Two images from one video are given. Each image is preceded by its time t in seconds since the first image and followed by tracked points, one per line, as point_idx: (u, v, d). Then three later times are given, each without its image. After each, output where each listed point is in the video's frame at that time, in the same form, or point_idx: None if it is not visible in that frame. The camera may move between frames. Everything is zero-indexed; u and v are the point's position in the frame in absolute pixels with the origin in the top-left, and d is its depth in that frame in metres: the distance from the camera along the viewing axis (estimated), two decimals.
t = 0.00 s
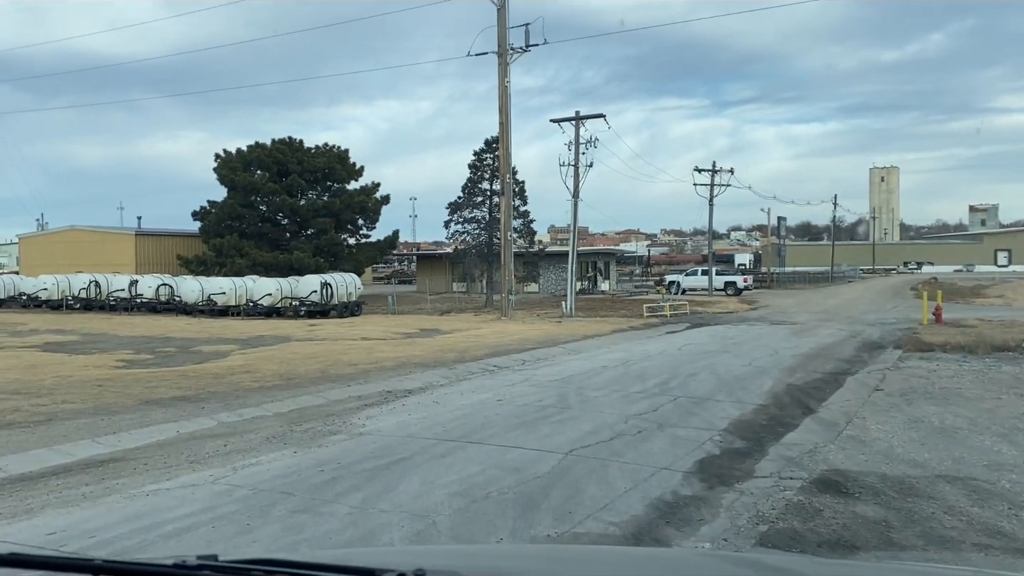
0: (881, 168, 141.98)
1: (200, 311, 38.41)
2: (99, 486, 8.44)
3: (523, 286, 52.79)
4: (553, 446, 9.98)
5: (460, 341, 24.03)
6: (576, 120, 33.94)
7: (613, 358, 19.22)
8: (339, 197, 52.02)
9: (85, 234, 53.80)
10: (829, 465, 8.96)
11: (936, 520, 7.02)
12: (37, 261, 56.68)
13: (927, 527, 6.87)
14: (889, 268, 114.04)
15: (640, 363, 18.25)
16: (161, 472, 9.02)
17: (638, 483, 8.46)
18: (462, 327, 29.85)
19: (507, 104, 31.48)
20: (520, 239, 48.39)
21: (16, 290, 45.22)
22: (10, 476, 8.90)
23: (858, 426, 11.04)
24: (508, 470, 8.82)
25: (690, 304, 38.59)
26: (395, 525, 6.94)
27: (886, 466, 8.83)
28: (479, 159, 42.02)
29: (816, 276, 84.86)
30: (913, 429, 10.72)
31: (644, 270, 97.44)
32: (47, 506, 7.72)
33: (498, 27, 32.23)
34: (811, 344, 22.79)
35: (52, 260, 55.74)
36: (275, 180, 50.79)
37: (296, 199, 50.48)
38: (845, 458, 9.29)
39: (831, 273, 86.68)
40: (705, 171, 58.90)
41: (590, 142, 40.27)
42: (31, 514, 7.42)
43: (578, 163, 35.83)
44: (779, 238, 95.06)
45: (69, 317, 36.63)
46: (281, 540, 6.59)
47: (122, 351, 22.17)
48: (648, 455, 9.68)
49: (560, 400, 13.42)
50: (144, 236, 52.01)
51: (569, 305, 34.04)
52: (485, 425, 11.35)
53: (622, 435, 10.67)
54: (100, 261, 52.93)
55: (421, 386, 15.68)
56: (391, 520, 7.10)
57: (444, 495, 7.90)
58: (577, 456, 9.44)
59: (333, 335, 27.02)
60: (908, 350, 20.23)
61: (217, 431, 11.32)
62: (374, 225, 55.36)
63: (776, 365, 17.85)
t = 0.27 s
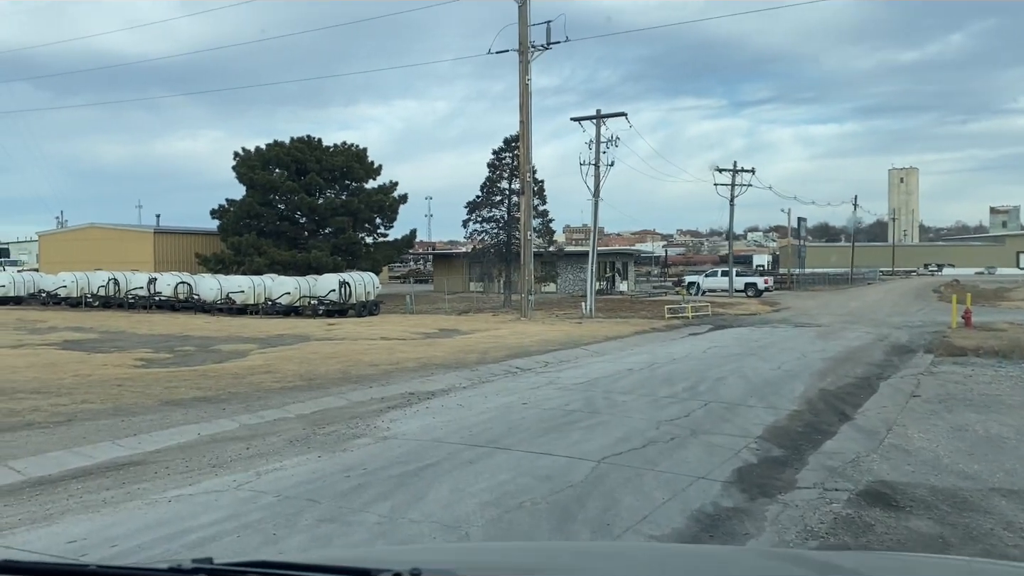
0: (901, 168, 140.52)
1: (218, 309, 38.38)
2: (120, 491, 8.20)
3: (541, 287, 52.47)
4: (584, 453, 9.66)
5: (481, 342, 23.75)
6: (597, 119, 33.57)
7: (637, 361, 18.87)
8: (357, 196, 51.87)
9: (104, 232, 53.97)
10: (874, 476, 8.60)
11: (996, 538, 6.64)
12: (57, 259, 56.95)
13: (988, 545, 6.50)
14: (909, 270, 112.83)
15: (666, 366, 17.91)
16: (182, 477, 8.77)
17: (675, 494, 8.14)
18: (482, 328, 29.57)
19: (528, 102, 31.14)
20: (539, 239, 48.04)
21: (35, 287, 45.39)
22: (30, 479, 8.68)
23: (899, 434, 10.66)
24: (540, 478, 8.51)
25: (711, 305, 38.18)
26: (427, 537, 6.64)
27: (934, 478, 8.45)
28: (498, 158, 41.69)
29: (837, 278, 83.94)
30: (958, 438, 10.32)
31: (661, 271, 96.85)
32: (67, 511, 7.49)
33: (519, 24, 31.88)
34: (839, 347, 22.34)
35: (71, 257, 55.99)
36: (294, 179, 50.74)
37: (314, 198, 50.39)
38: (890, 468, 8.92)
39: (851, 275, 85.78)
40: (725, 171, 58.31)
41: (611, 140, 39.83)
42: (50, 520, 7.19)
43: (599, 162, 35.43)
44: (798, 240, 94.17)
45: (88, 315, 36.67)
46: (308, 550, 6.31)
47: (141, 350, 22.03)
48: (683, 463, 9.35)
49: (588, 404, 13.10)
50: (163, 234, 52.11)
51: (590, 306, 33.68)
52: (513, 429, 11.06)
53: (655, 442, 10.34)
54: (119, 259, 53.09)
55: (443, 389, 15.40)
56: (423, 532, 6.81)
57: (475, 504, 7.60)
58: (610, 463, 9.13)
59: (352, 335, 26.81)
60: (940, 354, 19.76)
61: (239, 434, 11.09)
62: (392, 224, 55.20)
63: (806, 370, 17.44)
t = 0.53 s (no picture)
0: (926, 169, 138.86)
1: (240, 307, 38.42)
2: (146, 492, 8.00)
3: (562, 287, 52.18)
4: (620, 458, 9.37)
5: (505, 342, 23.50)
6: (622, 117, 33.18)
7: (665, 362, 18.55)
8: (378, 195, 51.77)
9: (127, 230, 54.25)
10: (925, 485, 8.25)
11: None
12: (81, 256, 57.34)
13: None
14: (934, 272, 111.45)
15: (695, 368, 17.57)
16: (209, 478, 8.57)
17: (718, 502, 7.83)
18: (505, 327, 29.34)
19: (553, 100, 30.82)
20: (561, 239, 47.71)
21: (59, 284, 45.67)
22: (55, 479, 8.52)
23: (945, 442, 10.28)
24: (576, 484, 8.23)
25: (737, 306, 38.19)
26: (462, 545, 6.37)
27: (988, 488, 8.08)
28: (520, 157, 41.39)
29: (861, 279, 82.89)
30: (1008, 446, 9.93)
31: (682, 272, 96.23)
32: (92, 513, 7.30)
33: (544, 22, 31.57)
34: (870, 350, 21.89)
35: (95, 254, 56.38)
36: (316, 177, 50.74)
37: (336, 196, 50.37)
38: (940, 477, 8.56)
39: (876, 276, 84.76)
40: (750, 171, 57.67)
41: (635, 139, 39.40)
42: (76, 522, 7.00)
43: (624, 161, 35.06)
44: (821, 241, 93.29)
45: (112, 312, 36.81)
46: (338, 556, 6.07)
47: (164, 347, 21.95)
48: (722, 470, 9.03)
49: (619, 406, 12.81)
50: (186, 232, 52.29)
51: (613, 306, 33.34)
52: (544, 432, 10.78)
53: (691, 447, 10.04)
54: (142, 256, 53.36)
55: (470, 389, 15.15)
56: (458, 539, 6.55)
57: (511, 510, 7.33)
58: (647, 469, 8.84)
59: (375, 334, 26.66)
60: (977, 358, 19.27)
61: (265, 434, 10.90)
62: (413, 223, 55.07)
63: (839, 373, 17.05)
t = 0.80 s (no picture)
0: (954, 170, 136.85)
1: (264, 304, 38.45)
2: (172, 494, 7.81)
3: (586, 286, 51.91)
4: (658, 464, 9.05)
5: (531, 342, 23.23)
6: (649, 114, 32.76)
7: (695, 364, 18.20)
8: (401, 193, 51.62)
9: (152, 228, 54.51)
10: (980, 497, 7.87)
11: None
12: (106, 253, 57.68)
13: None
14: (962, 273, 109.96)
15: (727, 370, 17.20)
16: (236, 480, 8.36)
17: (763, 512, 7.51)
18: (530, 327, 29.08)
19: (579, 97, 30.49)
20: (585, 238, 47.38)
21: (84, 281, 45.92)
22: (81, 479, 8.35)
23: (995, 450, 9.89)
24: (613, 491, 7.94)
25: (764, 306, 37.84)
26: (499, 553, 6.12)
27: None
28: (545, 155, 41.08)
29: (888, 280, 81.70)
30: None
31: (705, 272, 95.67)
32: (117, 515, 7.11)
33: (572, 18, 31.23)
34: (904, 353, 21.42)
35: (120, 252, 56.70)
36: (339, 175, 50.74)
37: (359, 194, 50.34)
38: (996, 487, 8.18)
39: (902, 277, 83.79)
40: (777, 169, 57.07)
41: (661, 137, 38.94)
42: (101, 525, 6.81)
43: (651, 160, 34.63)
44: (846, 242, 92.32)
45: (138, 309, 36.99)
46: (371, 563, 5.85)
47: (189, 344, 21.86)
48: (764, 478, 8.70)
49: (651, 409, 12.50)
50: (209, 230, 52.46)
51: (638, 306, 33.01)
52: (577, 435, 10.50)
53: (730, 453, 9.73)
54: (166, 254, 53.56)
55: (497, 390, 14.88)
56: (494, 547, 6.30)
57: (548, 518, 7.06)
58: (686, 475, 8.53)
59: (399, 332, 26.52)
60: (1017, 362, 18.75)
61: (292, 434, 10.70)
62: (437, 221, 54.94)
63: (876, 376, 16.61)
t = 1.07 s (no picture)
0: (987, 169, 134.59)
1: (292, 302, 38.52)
2: (206, 495, 7.64)
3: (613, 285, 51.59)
4: (702, 469, 8.76)
5: (560, 341, 22.98)
6: (680, 112, 32.31)
7: (729, 365, 17.85)
8: (427, 191, 51.50)
9: (181, 226, 54.87)
10: None
11: None
12: (135, 251, 58.18)
13: None
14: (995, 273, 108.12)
15: (763, 371, 16.82)
16: (270, 481, 8.20)
17: (816, 521, 7.21)
18: (558, 325, 28.82)
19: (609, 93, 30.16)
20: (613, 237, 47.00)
21: (114, 278, 46.28)
22: (114, 479, 8.22)
23: None
24: (657, 497, 7.68)
25: (795, 306, 37.30)
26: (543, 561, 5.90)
27: None
28: (572, 153, 40.75)
29: (918, 280, 80.37)
30: None
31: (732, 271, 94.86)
32: (151, 517, 6.95)
33: (602, 14, 30.90)
34: (943, 354, 20.91)
35: (150, 249, 57.15)
36: (366, 173, 50.77)
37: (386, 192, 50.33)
38: None
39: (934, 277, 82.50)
40: (808, 167, 56.34)
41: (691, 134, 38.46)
42: (135, 527, 6.65)
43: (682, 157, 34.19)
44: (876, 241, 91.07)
45: (167, 306, 37.20)
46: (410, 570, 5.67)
47: (218, 341, 21.81)
48: (813, 484, 8.38)
49: (689, 411, 12.20)
50: (237, 228, 52.70)
51: (667, 305, 32.65)
52: (615, 437, 10.23)
53: (776, 458, 9.41)
54: (195, 251, 53.91)
55: (530, 389, 14.64)
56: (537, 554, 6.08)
57: (592, 525, 6.81)
58: (732, 481, 8.24)
59: (427, 330, 26.38)
60: None
61: (325, 434, 10.53)
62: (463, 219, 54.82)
63: (918, 378, 16.17)
